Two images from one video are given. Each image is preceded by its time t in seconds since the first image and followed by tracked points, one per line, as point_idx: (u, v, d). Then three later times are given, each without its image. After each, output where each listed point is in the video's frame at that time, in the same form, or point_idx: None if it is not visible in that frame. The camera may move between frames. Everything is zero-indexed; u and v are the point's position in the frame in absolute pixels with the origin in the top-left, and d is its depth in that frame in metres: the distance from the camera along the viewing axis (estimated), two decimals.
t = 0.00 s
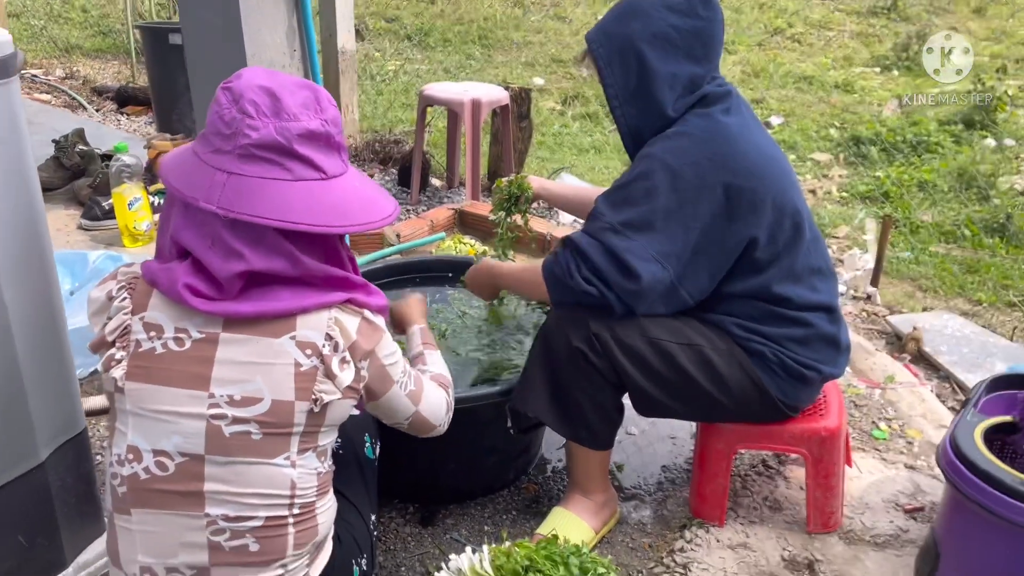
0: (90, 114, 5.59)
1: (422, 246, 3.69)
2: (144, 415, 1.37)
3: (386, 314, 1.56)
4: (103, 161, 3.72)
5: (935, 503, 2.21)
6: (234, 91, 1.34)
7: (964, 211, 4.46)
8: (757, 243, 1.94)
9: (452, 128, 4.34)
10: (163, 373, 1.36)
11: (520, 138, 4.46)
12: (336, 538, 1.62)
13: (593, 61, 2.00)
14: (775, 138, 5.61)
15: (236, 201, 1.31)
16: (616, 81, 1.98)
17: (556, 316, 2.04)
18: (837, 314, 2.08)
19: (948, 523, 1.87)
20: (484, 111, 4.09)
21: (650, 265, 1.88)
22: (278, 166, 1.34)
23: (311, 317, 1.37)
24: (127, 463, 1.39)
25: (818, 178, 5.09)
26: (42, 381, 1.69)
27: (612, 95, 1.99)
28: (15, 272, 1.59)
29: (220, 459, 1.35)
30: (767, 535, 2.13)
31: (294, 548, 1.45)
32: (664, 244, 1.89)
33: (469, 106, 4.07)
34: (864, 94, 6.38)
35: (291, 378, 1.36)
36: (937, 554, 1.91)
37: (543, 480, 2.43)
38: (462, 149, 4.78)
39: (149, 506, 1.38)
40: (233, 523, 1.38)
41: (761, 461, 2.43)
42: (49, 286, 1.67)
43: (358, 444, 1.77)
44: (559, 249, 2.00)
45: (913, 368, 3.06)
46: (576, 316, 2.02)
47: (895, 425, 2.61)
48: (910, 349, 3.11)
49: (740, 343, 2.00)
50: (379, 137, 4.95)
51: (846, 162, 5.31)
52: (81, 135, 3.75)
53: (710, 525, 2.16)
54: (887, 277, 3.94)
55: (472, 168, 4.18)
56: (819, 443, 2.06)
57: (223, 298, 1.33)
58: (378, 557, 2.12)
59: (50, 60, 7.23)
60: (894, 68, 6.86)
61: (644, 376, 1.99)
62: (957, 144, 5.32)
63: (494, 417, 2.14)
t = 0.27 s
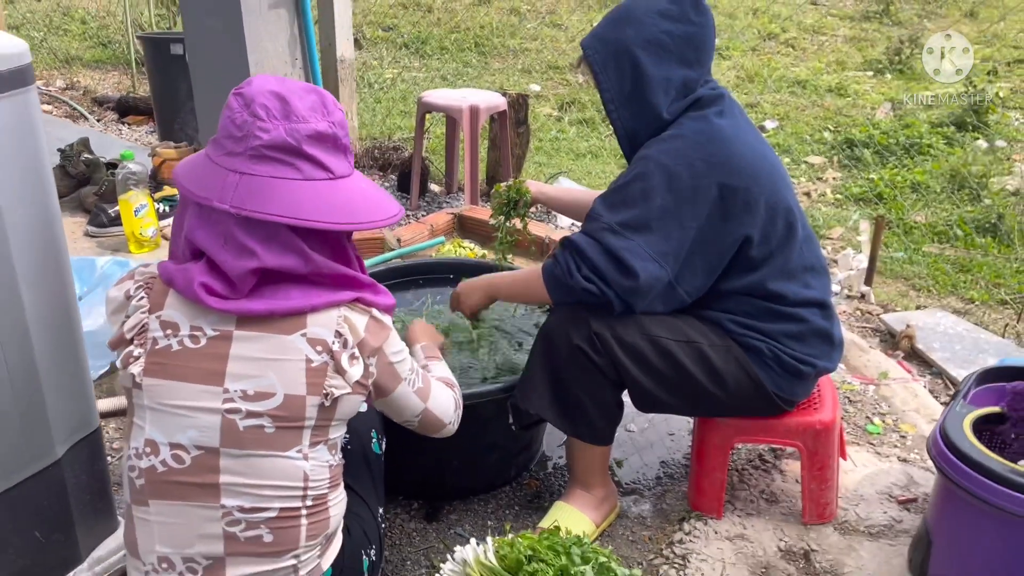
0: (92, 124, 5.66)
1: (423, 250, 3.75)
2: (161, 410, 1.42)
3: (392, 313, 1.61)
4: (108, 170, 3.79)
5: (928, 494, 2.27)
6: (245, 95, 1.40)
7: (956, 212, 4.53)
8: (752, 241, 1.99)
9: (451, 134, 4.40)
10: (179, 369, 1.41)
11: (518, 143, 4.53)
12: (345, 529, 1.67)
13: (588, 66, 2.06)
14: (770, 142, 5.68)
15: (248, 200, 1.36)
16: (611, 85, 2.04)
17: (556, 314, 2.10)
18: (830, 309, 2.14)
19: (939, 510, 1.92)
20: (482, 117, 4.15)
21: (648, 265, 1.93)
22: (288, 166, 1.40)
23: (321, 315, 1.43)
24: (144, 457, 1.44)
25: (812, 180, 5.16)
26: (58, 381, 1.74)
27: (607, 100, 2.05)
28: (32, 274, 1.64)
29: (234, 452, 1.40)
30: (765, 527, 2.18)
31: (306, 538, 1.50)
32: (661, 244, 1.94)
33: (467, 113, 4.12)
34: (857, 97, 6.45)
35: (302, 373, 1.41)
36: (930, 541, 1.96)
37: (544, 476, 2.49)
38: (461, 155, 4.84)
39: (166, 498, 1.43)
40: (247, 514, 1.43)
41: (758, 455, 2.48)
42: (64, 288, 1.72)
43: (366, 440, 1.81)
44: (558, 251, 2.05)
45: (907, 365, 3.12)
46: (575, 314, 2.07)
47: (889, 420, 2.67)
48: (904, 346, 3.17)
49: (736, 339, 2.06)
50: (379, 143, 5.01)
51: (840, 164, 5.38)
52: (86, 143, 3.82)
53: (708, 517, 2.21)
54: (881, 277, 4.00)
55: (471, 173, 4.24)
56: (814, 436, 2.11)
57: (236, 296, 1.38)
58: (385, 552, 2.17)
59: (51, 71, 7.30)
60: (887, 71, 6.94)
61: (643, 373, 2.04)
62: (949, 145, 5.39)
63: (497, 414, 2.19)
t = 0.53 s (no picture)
0: (95, 133, 5.71)
1: (424, 254, 3.79)
2: (172, 407, 1.45)
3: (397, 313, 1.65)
4: (112, 177, 3.83)
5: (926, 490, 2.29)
6: (256, 101, 1.43)
7: (953, 212, 4.56)
8: (746, 241, 2.02)
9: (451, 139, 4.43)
10: (190, 366, 1.44)
11: (518, 148, 4.56)
12: (352, 526, 1.70)
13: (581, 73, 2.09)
14: (768, 145, 5.71)
15: (258, 203, 1.39)
16: (605, 91, 2.07)
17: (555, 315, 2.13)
18: (826, 306, 2.16)
19: (937, 504, 1.95)
20: (481, 122, 4.18)
21: (639, 264, 1.97)
22: (298, 170, 1.43)
23: (330, 314, 1.46)
24: (155, 454, 1.47)
25: (811, 182, 5.19)
26: (67, 382, 1.77)
27: (601, 105, 2.08)
28: (41, 277, 1.67)
29: (244, 448, 1.43)
30: (765, 523, 2.20)
31: (315, 534, 1.53)
32: (653, 245, 1.98)
33: (467, 118, 4.15)
34: (855, 100, 6.49)
35: (311, 371, 1.44)
36: (928, 534, 1.99)
37: (547, 476, 2.51)
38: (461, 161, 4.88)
39: (177, 494, 1.46)
40: (257, 509, 1.46)
41: (758, 453, 2.51)
42: (73, 292, 1.76)
43: (371, 439, 1.84)
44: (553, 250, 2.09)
45: (905, 363, 3.15)
46: (574, 314, 2.10)
47: (887, 417, 2.69)
48: (902, 345, 3.19)
49: (733, 337, 2.09)
50: (379, 149, 5.05)
51: (838, 167, 5.42)
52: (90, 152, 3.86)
53: (709, 514, 2.24)
54: (879, 277, 4.03)
55: (471, 178, 4.27)
56: (813, 433, 2.14)
57: (246, 296, 1.41)
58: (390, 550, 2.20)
59: (54, 82, 7.36)
60: (884, 74, 6.99)
61: (643, 371, 2.07)
62: (947, 146, 5.42)
63: (499, 414, 2.22)
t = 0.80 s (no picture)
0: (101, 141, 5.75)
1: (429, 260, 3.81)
2: (185, 410, 1.47)
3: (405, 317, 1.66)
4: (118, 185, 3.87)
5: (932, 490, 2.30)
6: (263, 108, 1.45)
7: (957, 213, 4.57)
8: (747, 246, 2.03)
9: (454, 145, 4.46)
10: (203, 370, 1.46)
11: (521, 153, 4.58)
12: (362, 528, 1.72)
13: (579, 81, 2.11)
14: (771, 148, 5.73)
15: (268, 208, 1.41)
16: (603, 99, 2.09)
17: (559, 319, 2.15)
18: (828, 308, 2.18)
19: (942, 503, 1.96)
20: (485, 127, 4.20)
21: (638, 268, 1.99)
22: (307, 175, 1.45)
23: (339, 318, 1.48)
24: (168, 457, 1.49)
25: (814, 185, 5.21)
26: (78, 388, 1.79)
27: (600, 113, 2.10)
28: (53, 285, 1.69)
29: (256, 451, 1.45)
30: (771, 524, 2.21)
31: (326, 536, 1.55)
32: (650, 250, 2.00)
33: (470, 124, 4.18)
34: (857, 102, 6.51)
35: (321, 374, 1.46)
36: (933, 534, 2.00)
37: (553, 478, 2.53)
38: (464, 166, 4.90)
39: (190, 497, 1.48)
40: (269, 512, 1.48)
41: (763, 455, 2.52)
42: (83, 299, 1.78)
43: (379, 442, 1.86)
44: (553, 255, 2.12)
45: (910, 364, 3.16)
46: (577, 318, 2.11)
47: (892, 419, 2.70)
48: (906, 346, 3.20)
49: (737, 339, 2.10)
50: (383, 156, 5.08)
51: (841, 169, 5.43)
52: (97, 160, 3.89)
53: (715, 515, 2.25)
54: (883, 278, 4.04)
55: (475, 184, 4.30)
56: (817, 433, 2.15)
57: (258, 300, 1.43)
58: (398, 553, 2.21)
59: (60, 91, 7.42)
60: (886, 76, 7.00)
61: (647, 373, 2.08)
62: (950, 148, 5.43)
63: (505, 417, 2.23)
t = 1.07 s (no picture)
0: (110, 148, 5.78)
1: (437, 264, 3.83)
2: (200, 416, 1.48)
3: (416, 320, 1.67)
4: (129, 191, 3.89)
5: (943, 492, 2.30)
6: (276, 116, 1.47)
7: (965, 214, 4.56)
8: (756, 250, 2.04)
9: (461, 149, 4.47)
10: (217, 376, 1.47)
11: (528, 156, 4.59)
12: (376, 532, 1.73)
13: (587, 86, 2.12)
14: (777, 150, 5.73)
15: (281, 216, 1.42)
16: (610, 104, 2.10)
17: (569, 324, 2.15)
18: (838, 311, 2.18)
19: (953, 505, 1.96)
20: (492, 132, 4.21)
21: (650, 275, 2.00)
22: (320, 183, 1.46)
23: (352, 323, 1.49)
24: (184, 462, 1.50)
25: (821, 187, 5.20)
26: (93, 394, 1.81)
27: (607, 118, 2.11)
28: (68, 292, 1.71)
29: (271, 456, 1.46)
30: (782, 526, 2.21)
31: (341, 540, 1.56)
32: (662, 256, 2.00)
33: (477, 128, 4.19)
34: (863, 104, 6.51)
35: (335, 378, 1.47)
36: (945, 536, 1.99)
37: (564, 482, 2.53)
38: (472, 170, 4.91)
39: (205, 502, 1.49)
40: (284, 516, 1.49)
41: (774, 457, 2.52)
42: (98, 306, 1.79)
43: (391, 445, 1.87)
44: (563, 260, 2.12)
45: (920, 366, 3.15)
46: (587, 323, 2.12)
47: (902, 420, 2.70)
48: (916, 348, 3.20)
49: (747, 343, 2.10)
50: (391, 160, 5.09)
51: (848, 171, 5.43)
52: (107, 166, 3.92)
53: (726, 518, 2.25)
54: (891, 280, 4.04)
55: (482, 188, 4.31)
56: (828, 436, 2.15)
57: (270, 307, 1.44)
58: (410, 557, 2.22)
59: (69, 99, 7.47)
60: (893, 77, 6.99)
61: (658, 378, 2.09)
62: (957, 149, 5.42)
63: (515, 421, 2.24)
